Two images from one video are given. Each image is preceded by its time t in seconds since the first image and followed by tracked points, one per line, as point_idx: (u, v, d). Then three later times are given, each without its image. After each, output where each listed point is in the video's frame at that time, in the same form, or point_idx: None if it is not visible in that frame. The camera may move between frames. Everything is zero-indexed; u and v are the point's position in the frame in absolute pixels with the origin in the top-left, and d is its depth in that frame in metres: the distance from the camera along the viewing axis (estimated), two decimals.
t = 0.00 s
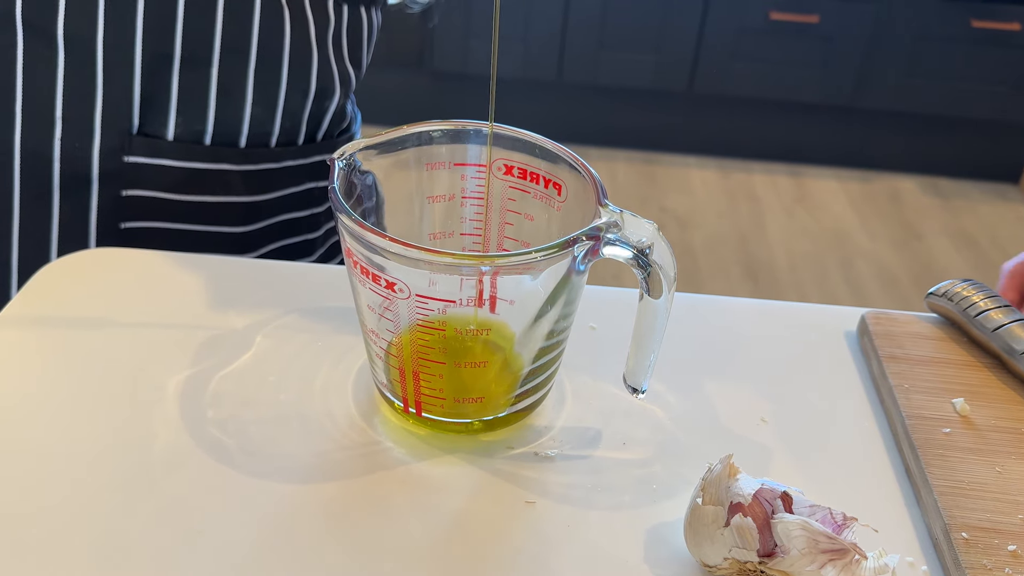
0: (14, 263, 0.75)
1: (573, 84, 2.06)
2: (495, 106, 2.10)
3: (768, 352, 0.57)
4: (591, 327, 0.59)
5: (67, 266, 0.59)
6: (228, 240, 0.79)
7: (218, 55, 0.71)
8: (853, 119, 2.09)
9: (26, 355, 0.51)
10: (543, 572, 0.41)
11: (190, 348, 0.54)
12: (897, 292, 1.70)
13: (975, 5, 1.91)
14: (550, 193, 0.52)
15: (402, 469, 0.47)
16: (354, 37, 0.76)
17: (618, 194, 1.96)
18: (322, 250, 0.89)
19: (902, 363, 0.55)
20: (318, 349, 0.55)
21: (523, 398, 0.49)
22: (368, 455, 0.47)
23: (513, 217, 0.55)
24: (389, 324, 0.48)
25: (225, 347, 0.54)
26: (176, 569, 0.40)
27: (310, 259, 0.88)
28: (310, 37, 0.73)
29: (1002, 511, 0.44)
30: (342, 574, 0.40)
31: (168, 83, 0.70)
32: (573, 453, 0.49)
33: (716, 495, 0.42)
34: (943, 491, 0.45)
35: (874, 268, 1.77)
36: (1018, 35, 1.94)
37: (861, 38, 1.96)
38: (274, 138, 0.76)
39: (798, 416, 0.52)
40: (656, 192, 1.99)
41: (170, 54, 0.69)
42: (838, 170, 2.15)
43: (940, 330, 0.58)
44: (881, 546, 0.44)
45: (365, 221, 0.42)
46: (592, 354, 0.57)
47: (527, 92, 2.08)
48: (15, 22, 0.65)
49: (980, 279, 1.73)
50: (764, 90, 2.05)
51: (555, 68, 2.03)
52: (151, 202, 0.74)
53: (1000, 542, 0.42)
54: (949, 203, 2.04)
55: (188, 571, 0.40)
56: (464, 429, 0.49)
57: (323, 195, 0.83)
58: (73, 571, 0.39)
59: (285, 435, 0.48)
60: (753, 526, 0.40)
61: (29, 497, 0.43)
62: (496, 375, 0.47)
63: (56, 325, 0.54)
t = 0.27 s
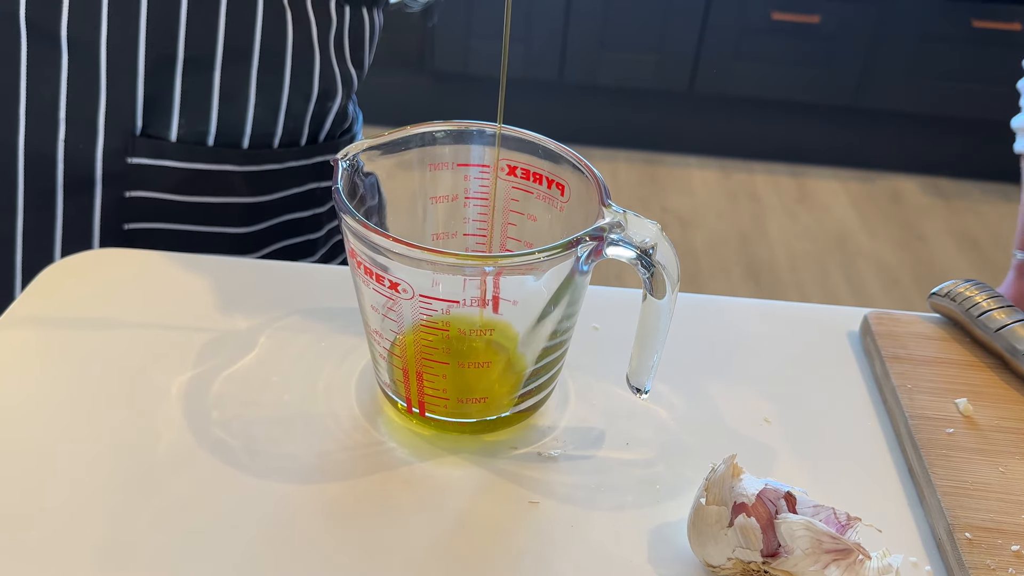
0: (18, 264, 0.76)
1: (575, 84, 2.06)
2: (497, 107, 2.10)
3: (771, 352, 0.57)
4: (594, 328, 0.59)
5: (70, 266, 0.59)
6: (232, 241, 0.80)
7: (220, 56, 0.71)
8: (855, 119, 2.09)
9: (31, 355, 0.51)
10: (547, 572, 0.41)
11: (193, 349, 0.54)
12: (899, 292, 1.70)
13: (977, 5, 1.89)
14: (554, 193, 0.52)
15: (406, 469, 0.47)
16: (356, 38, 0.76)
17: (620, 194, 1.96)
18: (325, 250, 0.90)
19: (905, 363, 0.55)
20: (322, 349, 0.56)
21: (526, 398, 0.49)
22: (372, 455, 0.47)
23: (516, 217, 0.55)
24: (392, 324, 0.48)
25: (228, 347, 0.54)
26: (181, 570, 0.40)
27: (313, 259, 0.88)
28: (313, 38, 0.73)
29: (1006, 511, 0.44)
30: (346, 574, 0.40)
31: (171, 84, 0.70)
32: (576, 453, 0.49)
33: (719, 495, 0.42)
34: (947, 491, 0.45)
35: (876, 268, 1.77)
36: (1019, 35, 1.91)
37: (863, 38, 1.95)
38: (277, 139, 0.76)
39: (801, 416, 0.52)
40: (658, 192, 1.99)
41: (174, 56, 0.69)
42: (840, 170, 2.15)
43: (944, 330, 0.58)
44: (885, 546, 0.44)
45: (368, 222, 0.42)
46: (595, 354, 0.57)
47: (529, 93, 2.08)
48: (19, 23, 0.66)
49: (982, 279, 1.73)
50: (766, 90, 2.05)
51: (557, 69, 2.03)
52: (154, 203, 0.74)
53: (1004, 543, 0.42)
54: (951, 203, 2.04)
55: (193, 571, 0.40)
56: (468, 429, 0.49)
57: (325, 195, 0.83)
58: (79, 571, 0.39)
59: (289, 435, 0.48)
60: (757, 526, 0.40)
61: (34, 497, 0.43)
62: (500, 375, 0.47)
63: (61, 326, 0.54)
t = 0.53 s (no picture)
0: (19, 264, 0.76)
1: (576, 84, 2.06)
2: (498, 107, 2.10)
3: (771, 352, 0.57)
4: (594, 328, 0.59)
5: (71, 266, 0.59)
6: (233, 241, 0.80)
7: (220, 57, 0.71)
8: (856, 119, 2.09)
9: (31, 355, 0.51)
10: (547, 572, 0.41)
11: (194, 349, 0.54)
12: (900, 292, 1.69)
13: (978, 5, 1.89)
14: (554, 194, 0.52)
15: (407, 469, 0.47)
16: (356, 39, 0.77)
17: (621, 194, 1.96)
18: (326, 250, 0.90)
19: (906, 364, 0.55)
20: (323, 349, 0.56)
21: (527, 398, 0.49)
22: (372, 455, 0.48)
23: (516, 218, 0.55)
24: (393, 324, 0.48)
25: (228, 348, 0.54)
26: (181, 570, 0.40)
27: (313, 260, 0.88)
28: (313, 39, 0.73)
29: (1007, 512, 0.44)
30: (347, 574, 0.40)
31: (171, 85, 0.71)
32: (577, 453, 0.49)
33: (720, 496, 0.42)
34: (947, 491, 0.45)
35: (877, 268, 1.77)
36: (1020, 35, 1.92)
37: (864, 39, 1.95)
38: (277, 140, 0.76)
39: (802, 416, 0.52)
40: (659, 192, 1.99)
41: (174, 56, 0.69)
42: (841, 170, 2.15)
43: (944, 330, 0.58)
44: (885, 546, 0.44)
45: (368, 222, 0.42)
46: (595, 354, 0.57)
47: (530, 93, 2.08)
48: (19, 24, 0.66)
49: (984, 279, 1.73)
50: (766, 90, 2.05)
51: (557, 69, 2.03)
52: (155, 204, 0.74)
53: (1005, 543, 0.42)
54: (952, 203, 2.04)
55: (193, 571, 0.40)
56: (468, 429, 0.49)
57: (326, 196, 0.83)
58: (79, 571, 0.39)
59: (290, 435, 0.48)
60: (757, 526, 0.40)
61: (33, 498, 0.43)
62: (500, 375, 0.47)
63: (61, 326, 0.54)
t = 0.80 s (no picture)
0: (19, 265, 0.76)
1: (576, 85, 2.06)
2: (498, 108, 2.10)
3: (770, 352, 0.57)
4: (593, 329, 0.59)
5: (70, 267, 0.59)
6: (232, 242, 0.80)
7: (219, 59, 0.71)
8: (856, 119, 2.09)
9: (30, 356, 0.51)
10: (546, 572, 0.42)
11: (193, 350, 0.54)
12: (901, 292, 1.70)
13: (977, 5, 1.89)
14: (553, 195, 0.52)
15: (405, 470, 0.47)
16: (356, 40, 0.77)
17: (621, 195, 1.96)
18: (326, 251, 0.90)
19: (904, 364, 0.55)
20: (322, 350, 0.56)
21: (526, 398, 0.49)
22: (371, 455, 0.48)
23: (515, 219, 0.55)
24: (391, 325, 0.48)
25: (227, 348, 0.54)
26: (179, 570, 0.40)
27: (313, 260, 0.88)
28: (312, 41, 0.73)
29: (1005, 512, 0.44)
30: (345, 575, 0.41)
31: (170, 86, 0.71)
32: (575, 454, 0.49)
33: (718, 496, 0.42)
34: (945, 491, 0.45)
35: (878, 268, 1.77)
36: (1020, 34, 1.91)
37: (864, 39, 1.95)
38: (277, 141, 0.77)
39: (800, 416, 0.52)
40: (659, 192, 1.99)
41: (173, 58, 0.70)
42: (842, 170, 2.15)
43: (943, 331, 0.58)
44: (883, 546, 0.44)
45: (367, 224, 0.42)
46: (594, 355, 0.57)
47: (530, 94, 2.08)
48: (18, 26, 0.66)
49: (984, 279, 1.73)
50: (766, 90, 2.05)
51: (558, 69, 2.03)
52: (155, 205, 0.75)
53: (1003, 543, 0.42)
54: (953, 203, 2.04)
55: (191, 572, 0.40)
56: (467, 429, 0.49)
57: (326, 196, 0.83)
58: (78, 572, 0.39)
59: (288, 436, 0.48)
60: (755, 527, 0.40)
61: (32, 498, 0.43)
62: (499, 376, 0.47)
63: (60, 327, 0.54)
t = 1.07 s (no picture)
0: (20, 267, 0.76)
1: (577, 85, 2.07)
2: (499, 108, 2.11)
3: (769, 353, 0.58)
4: (593, 329, 0.59)
5: (71, 268, 0.60)
6: (233, 243, 0.80)
7: (219, 60, 0.71)
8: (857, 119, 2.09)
9: (31, 357, 0.52)
10: (546, 572, 0.42)
11: (194, 350, 0.54)
12: (902, 293, 1.70)
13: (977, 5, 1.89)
14: (553, 196, 0.52)
15: (406, 470, 0.47)
16: (356, 42, 0.77)
17: (622, 195, 1.97)
18: (326, 252, 0.90)
19: (904, 365, 0.55)
20: (323, 351, 0.56)
21: (526, 398, 0.49)
22: (371, 456, 0.48)
23: (515, 220, 0.55)
24: (392, 326, 0.48)
25: (228, 349, 0.54)
26: (180, 570, 0.40)
27: (314, 261, 0.89)
28: (312, 42, 0.73)
29: (1004, 513, 0.44)
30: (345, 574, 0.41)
31: (171, 87, 0.71)
32: (575, 454, 0.49)
33: (717, 496, 0.42)
34: (945, 492, 0.45)
35: (879, 268, 1.77)
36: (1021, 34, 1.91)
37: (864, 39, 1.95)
38: (277, 142, 0.77)
39: (800, 416, 0.52)
40: (660, 193, 1.99)
41: (173, 59, 0.70)
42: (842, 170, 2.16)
43: (942, 331, 0.58)
44: (882, 547, 0.44)
45: (367, 225, 0.43)
46: (594, 355, 0.57)
47: (531, 94, 2.08)
48: (18, 27, 0.66)
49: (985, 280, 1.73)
50: (767, 91, 2.05)
51: (559, 70, 2.03)
52: (155, 206, 0.75)
53: (1002, 544, 0.43)
54: (954, 203, 2.04)
55: (192, 571, 0.40)
56: (467, 429, 0.49)
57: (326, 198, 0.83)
58: (79, 571, 0.40)
59: (289, 436, 0.49)
60: (755, 527, 0.40)
61: (34, 498, 0.43)
62: (499, 376, 0.48)
63: (61, 327, 0.54)
